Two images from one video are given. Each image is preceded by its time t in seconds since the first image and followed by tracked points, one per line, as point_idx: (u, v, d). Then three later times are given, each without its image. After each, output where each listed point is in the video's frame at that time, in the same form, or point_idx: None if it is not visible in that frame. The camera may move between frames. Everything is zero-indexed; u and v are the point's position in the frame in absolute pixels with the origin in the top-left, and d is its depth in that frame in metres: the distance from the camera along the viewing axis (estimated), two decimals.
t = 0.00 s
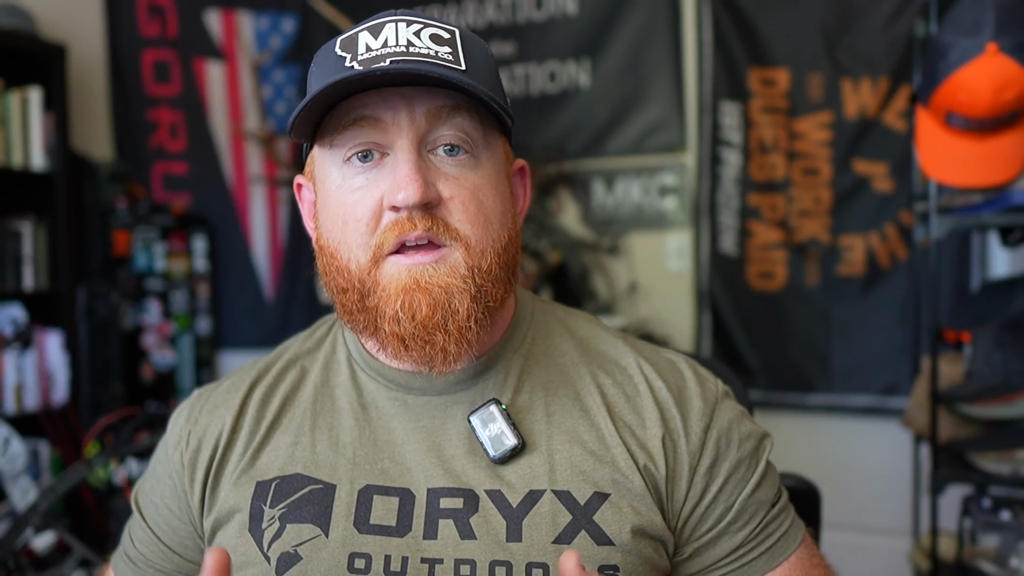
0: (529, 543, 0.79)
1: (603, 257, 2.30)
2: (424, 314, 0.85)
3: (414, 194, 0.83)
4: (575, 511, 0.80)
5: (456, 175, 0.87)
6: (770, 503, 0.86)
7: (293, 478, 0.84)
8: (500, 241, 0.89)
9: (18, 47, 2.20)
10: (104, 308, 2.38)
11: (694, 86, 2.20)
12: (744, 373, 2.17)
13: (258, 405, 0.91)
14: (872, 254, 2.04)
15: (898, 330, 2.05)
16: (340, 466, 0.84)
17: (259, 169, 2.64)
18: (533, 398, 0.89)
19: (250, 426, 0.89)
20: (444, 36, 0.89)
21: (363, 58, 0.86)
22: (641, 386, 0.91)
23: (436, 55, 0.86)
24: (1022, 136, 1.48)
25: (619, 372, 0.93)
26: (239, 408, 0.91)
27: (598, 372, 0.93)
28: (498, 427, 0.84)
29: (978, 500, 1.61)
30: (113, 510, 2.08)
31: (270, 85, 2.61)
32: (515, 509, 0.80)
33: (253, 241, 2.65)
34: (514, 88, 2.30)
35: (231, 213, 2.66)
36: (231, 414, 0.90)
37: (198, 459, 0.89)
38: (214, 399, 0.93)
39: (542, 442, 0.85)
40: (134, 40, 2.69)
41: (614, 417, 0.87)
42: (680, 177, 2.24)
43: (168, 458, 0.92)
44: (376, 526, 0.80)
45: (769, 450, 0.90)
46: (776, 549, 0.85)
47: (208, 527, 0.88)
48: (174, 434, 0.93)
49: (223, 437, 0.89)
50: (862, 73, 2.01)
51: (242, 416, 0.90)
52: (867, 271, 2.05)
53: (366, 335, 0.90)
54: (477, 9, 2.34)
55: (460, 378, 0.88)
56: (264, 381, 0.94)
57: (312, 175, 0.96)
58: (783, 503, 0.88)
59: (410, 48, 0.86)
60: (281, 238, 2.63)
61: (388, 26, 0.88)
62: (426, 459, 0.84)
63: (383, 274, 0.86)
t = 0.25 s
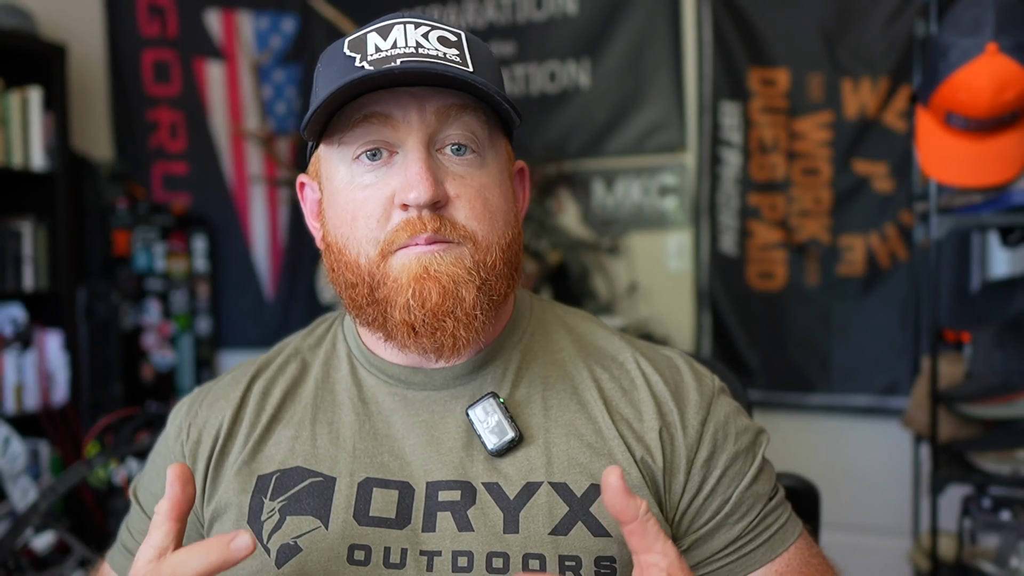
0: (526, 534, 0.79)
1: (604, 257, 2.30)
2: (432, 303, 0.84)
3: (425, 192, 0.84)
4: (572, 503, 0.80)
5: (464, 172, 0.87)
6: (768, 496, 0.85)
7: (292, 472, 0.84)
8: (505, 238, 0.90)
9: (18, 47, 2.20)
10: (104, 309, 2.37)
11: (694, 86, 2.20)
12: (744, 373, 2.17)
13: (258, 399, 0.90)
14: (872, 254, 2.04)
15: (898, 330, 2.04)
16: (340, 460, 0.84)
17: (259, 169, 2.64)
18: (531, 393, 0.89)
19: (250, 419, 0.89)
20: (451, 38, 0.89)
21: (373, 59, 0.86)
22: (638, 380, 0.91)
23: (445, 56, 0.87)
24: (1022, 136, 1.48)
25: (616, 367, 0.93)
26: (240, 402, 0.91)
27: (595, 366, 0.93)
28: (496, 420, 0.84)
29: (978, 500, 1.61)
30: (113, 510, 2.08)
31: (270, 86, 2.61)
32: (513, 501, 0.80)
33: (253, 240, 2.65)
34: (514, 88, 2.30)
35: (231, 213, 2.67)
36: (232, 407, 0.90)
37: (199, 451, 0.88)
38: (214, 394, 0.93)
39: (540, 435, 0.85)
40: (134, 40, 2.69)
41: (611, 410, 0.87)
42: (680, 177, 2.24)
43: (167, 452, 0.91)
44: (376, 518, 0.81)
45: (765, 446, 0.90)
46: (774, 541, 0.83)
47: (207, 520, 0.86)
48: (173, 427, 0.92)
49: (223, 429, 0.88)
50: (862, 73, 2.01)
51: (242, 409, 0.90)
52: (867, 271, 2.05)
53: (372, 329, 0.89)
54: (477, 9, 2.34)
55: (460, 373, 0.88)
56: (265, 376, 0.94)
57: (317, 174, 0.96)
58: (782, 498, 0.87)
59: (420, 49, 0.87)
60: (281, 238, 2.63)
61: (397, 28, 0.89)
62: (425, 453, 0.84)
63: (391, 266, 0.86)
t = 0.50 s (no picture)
0: (528, 520, 0.79)
1: (604, 257, 2.30)
2: (441, 342, 0.85)
3: (437, 239, 0.83)
4: (571, 489, 0.81)
5: (472, 207, 0.86)
6: (756, 491, 0.86)
7: (293, 465, 0.84)
8: (510, 265, 0.90)
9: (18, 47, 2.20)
10: (104, 308, 2.38)
11: (694, 86, 2.21)
12: (745, 373, 2.17)
13: (260, 399, 0.90)
14: (872, 253, 2.04)
15: (898, 330, 2.04)
16: (341, 453, 0.84)
17: (259, 169, 2.64)
18: (529, 390, 0.90)
19: (253, 419, 0.88)
20: (461, 62, 0.87)
21: (383, 92, 0.85)
22: (632, 377, 0.91)
23: (455, 90, 0.86)
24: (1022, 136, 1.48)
25: (610, 365, 0.94)
26: (243, 402, 0.90)
27: (590, 363, 0.93)
28: (495, 415, 0.85)
29: (978, 500, 1.61)
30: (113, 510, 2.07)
31: (270, 86, 2.61)
32: (514, 490, 0.81)
33: (253, 240, 2.65)
34: (514, 88, 2.30)
35: (231, 213, 2.66)
36: (235, 408, 0.90)
37: (204, 452, 0.88)
38: (216, 394, 0.93)
39: (537, 426, 0.86)
40: (134, 40, 2.69)
41: (606, 404, 0.88)
42: (680, 177, 2.24)
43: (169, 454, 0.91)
44: (378, 510, 0.80)
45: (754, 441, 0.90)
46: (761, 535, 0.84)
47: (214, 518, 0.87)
48: (176, 428, 0.92)
49: (228, 429, 0.88)
50: (862, 73, 2.01)
51: (246, 410, 0.90)
52: (867, 271, 2.04)
53: (380, 355, 0.90)
54: (477, 9, 2.34)
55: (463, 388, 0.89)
56: (266, 375, 0.94)
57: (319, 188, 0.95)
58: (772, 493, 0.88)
59: (431, 83, 0.85)
60: (281, 237, 2.63)
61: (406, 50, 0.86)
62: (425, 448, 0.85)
63: (399, 300, 0.86)
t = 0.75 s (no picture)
0: (536, 528, 0.79)
1: (604, 257, 2.30)
2: (440, 344, 0.85)
3: (436, 237, 0.83)
4: (580, 496, 0.81)
5: (472, 204, 0.86)
6: (759, 499, 0.87)
7: (296, 473, 0.84)
8: (510, 265, 0.90)
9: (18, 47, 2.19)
10: (104, 309, 2.37)
11: (694, 86, 2.21)
12: (745, 373, 2.17)
13: (261, 404, 0.90)
14: (872, 254, 2.04)
15: (898, 330, 2.05)
16: (345, 460, 0.84)
17: (259, 169, 2.64)
18: (535, 395, 0.90)
19: (253, 425, 0.88)
20: (460, 58, 0.88)
21: (382, 87, 0.85)
22: (637, 383, 0.91)
23: (455, 85, 0.86)
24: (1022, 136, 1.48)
25: (615, 370, 0.94)
26: (243, 407, 0.90)
27: (595, 369, 0.93)
28: (501, 421, 0.85)
29: (978, 500, 1.61)
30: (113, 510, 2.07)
31: (270, 85, 2.61)
32: (522, 496, 0.81)
33: (253, 241, 2.65)
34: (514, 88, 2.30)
35: (231, 213, 2.66)
36: (236, 412, 0.89)
37: (205, 458, 0.88)
38: (216, 398, 0.92)
39: (544, 434, 0.86)
40: (133, 40, 2.69)
41: (613, 411, 0.88)
42: (680, 177, 2.24)
43: (167, 458, 0.90)
44: (382, 518, 0.80)
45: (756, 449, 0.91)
46: (762, 544, 0.85)
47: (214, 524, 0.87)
48: (175, 433, 0.91)
49: (229, 435, 0.88)
50: (862, 73, 2.01)
51: (247, 414, 0.89)
52: (867, 271, 2.05)
53: (379, 357, 0.90)
54: (477, 9, 2.34)
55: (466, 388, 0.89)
56: (267, 379, 0.93)
57: (320, 185, 0.95)
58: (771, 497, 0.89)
59: (430, 77, 0.85)
60: (281, 237, 2.63)
61: (405, 46, 0.86)
62: (430, 453, 0.85)
63: (399, 301, 0.86)
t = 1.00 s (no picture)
0: (536, 533, 0.79)
1: (604, 257, 2.30)
2: (439, 336, 0.85)
3: (433, 227, 0.83)
4: (581, 502, 0.81)
5: (470, 197, 0.86)
6: (762, 505, 0.87)
7: (298, 475, 0.84)
8: (511, 259, 0.89)
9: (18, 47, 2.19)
10: (105, 308, 2.37)
11: (694, 85, 2.21)
12: (745, 373, 2.17)
13: (264, 405, 0.90)
14: (872, 254, 2.04)
15: (898, 330, 2.05)
16: (347, 462, 0.84)
17: (259, 169, 2.64)
18: (537, 397, 0.90)
19: (257, 426, 0.88)
20: (458, 53, 0.88)
21: (379, 81, 0.85)
22: (640, 387, 0.91)
23: (451, 78, 0.85)
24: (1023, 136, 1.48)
25: (618, 373, 0.94)
26: (248, 408, 0.90)
27: (598, 372, 0.93)
28: (503, 424, 0.85)
29: (978, 500, 1.60)
30: (113, 510, 2.07)
31: (270, 85, 2.61)
32: (523, 501, 0.81)
33: (253, 241, 2.65)
34: (514, 88, 2.30)
35: (231, 213, 2.66)
36: (241, 412, 0.89)
37: (209, 459, 0.88)
38: (221, 399, 0.92)
39: (547, 437, 0.85)
40: (134, 40, 2.69)
41: (615, 415, 0.88)
42: (680, 177, 2.25)
43: (172, 460, 0.90)
44: (383, 521, 0.80)
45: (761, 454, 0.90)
46: (766, 551, 0.85)
47: (218, 526, 0.87)
48: (179, 434, 0.91)
49: (233, 436, 0.88)
50: (862, 73, 2.01)
51: (251, 414, 0.89)
52: (867, 271, 2.05)
53: (379, 353, 0.90)
54: (477, 9, 2.34)
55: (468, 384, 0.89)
56: (271, 380, 0.93)
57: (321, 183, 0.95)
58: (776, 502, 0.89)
59: (427, 71, 0.85)
60: (281, 237, 2.63)
61: (402, 43, 0.87)
62: (431, 456, 0.84)
63: (398, 295, 0.86)
